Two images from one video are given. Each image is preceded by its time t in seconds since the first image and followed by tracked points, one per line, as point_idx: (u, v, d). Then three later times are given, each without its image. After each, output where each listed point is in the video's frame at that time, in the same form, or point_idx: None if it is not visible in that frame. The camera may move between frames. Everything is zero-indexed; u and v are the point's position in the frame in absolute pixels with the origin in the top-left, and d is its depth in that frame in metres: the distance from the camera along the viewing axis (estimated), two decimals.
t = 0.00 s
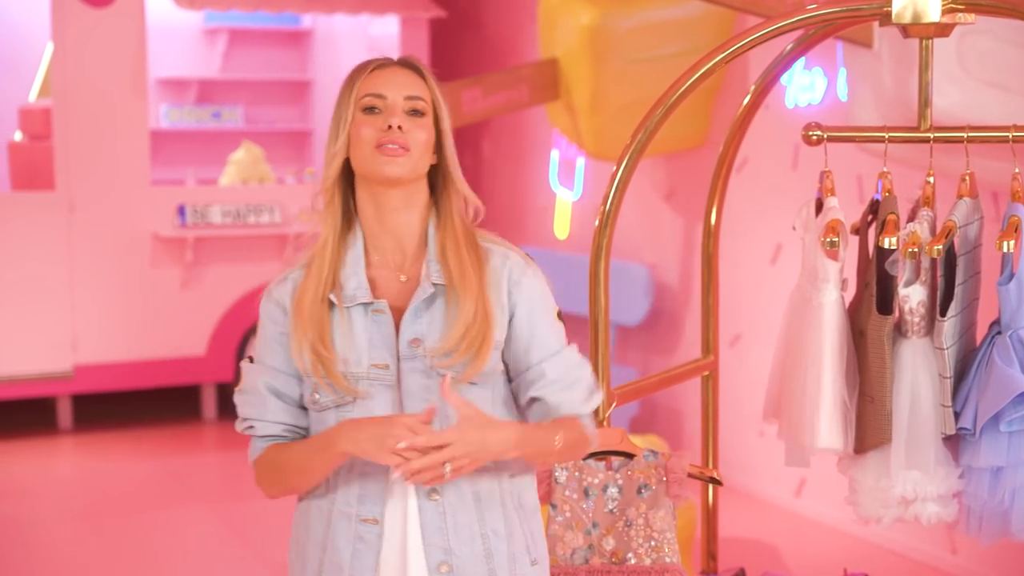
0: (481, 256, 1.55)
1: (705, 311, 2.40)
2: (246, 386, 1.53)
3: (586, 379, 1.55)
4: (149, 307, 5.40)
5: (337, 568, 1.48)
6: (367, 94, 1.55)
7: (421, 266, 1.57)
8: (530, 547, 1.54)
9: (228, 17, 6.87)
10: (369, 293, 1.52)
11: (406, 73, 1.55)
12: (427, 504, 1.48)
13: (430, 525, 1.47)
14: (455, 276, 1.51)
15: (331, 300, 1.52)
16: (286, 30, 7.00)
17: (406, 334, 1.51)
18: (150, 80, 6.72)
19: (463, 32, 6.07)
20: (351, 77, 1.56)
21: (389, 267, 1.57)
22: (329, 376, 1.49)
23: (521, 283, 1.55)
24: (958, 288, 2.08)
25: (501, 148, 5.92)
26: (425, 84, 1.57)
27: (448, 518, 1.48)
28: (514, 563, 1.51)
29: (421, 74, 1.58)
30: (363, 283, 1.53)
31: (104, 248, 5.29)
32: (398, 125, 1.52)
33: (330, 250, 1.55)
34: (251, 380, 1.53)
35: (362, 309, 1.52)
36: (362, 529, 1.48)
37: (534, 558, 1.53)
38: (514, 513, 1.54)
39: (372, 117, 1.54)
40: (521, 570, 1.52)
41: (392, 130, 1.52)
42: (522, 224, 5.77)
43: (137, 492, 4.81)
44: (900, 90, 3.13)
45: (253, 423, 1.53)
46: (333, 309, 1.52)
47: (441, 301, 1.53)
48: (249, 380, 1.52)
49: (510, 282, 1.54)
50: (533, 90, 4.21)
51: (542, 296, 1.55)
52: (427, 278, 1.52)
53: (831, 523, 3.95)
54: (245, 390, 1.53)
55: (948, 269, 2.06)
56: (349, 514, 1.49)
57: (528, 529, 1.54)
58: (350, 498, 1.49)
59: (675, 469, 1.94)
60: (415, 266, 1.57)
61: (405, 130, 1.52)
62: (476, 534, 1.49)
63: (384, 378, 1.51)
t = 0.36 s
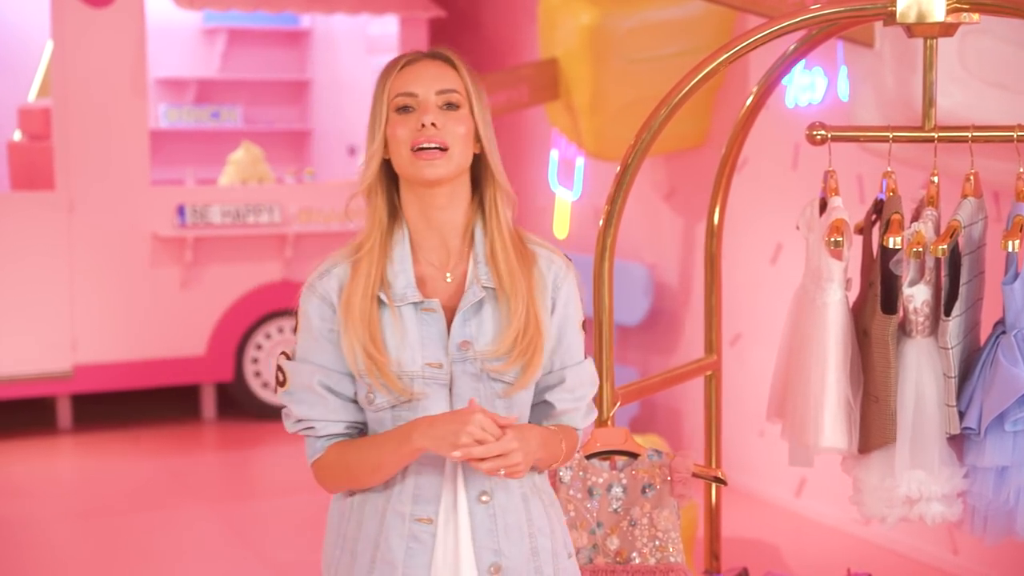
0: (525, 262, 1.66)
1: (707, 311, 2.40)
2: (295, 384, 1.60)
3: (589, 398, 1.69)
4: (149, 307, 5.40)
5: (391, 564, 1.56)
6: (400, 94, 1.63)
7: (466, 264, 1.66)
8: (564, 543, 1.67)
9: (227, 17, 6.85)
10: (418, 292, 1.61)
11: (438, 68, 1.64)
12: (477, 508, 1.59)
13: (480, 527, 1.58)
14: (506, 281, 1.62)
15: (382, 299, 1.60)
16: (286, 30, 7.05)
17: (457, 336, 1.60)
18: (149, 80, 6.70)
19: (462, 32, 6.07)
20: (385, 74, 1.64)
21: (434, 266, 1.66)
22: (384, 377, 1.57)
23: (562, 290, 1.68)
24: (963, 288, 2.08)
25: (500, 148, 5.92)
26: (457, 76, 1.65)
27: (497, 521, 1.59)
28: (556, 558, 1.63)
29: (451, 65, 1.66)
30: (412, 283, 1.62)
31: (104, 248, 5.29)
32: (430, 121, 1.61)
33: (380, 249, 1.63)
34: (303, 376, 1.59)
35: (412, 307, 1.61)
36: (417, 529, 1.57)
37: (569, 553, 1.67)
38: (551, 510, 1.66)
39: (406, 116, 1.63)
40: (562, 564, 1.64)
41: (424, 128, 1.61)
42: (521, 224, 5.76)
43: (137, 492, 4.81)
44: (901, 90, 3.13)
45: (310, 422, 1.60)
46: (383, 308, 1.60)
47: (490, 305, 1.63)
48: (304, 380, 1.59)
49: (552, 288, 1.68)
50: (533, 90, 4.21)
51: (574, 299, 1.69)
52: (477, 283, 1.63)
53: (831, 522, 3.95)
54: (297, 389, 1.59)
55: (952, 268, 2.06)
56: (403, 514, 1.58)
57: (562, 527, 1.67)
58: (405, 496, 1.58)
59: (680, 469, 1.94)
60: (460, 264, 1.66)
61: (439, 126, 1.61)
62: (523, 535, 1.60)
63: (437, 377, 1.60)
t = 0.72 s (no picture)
0: (550, 252, 1.68)
1: (712, 310, 2.40)
2: (317, 374, 1.60)
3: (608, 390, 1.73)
4: (151, 306, 5.39)
5: (414, 555, 1.58)
6: (402, 95, 1.63)
7: (490, 255, 1.67)
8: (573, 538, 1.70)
9: (229, 16, 6.85)
10: (444, 282, 1.62)
11: (434, 64, 1.64)
12: (496, 501, 1.60)
13: (498, 520, 1.60)
14: (531, 273, 1.63)
15: (408, 289, 1.61)
16: (288, 28, 7.03)
17: (483, 328, 1.61)
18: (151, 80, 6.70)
19: (464, 31, 6.07)
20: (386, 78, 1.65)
21: (459, 256, 1.67)
22: (410, 370, 1.58)
23: (582, 281, 1.70)
24: (969, 287, 2.08)
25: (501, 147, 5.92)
26: (453, 67, 1.65)
27: (515, 514, 1.60)
28: (564, 552, 1.65)
29: (444, 56, 1.66)
30: (438, 273, 1.62)
31: (106, 247, 5.29)
32: (435, 116, 1.61)
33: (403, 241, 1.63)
34: (326, 367, 1.59)
35: (438, 297, 1.62)
36: (440, 519, 1.59)
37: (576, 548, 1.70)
38: (563, 504, 1.68)
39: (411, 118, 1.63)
40: (569, 559, 1.66)
41: (431, 124, 1.61)
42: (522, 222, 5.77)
43: (140, 491, 4.80)
44: (905, 88, 3.12)
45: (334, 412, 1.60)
46: (409, 298, 1.61)
47: (515, 297, 1.65)
48: (328, 371, 1.59)
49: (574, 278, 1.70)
50: (535, 89, 4.20)
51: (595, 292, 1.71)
52: (503, 274, 1.64)
53: (833, 522, 3.94)
54: (321, 380, 1.60)
55: (958, 267, 2.06)
56: (427, 505, 1.59)
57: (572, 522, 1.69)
58: (429, 487, 1.60)
59: (685, 468, 1.92)
60: (484, 254, 1.67)
61: (445, 121, 1.61)
62: (538, 529, 1.62)
63: (463, 368, 1.61)
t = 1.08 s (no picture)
0: (530, 262, 1.73)
1: (719, 310, 2.39)
2: (299, 377, 1.65)
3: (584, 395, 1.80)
4: (154, 306, 5.39)
5: (388, 557, 1.64)
6: (401, 114, 1.66)
7: (471, 265, 1.73)
8: (548, 535, 1.75)
9: (232, 16, 6.86)
10: (426, 291, 1.67)
11: (441, 83, 1.67)
12: (474, 505, 1.66)
13: (475, 524, 1.66)
14: (512, 284, 1.69)
15: (389, 297, 1.66)
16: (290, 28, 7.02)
17: (463, 336, 1.67)
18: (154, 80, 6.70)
19: (467, 32, 6.07)
20: (388, 87, 1.67)
21: (440, 263, 1.73)
22: (391, 379, 1.63)
23: (561, 288, 1.76)
24: (977, 287, 2.06)
25: (505, 147, 5.92)
26: (457, 88, 1.68)
27: (491, 518, 1.66)
28: (539, 554, 1.72)
29: (450, 74, 1.69)
30: (419, 282, 1.67)
31: (109, 247, 5.28)
32: (437, 146, 1.65)
33: (387, 247, 1.68)
34: (308, 372, 1.65)
35: (419, 305, 1.67)
36: (415, 523, 1.64)
37: (552, 545, 1.76)
38: (538, 508, 1.74)
39: (408, 133, 1.67)
40: (543, 559, 1.73)
41: (432, 152, 1.64)
42: (526, 223, 5.77)
43: (143, 491, 4.80)
44: (910, 88, 3.12)
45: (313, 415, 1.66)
46: (391, 306, 1.66)
47: (495, 306, 1.70)
48: (309, 376, 1.65)
49: (554, 286, 1.75)
50: (539, 89, 4.19)
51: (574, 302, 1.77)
52: (484, 282, 1.69)
53: (838, 522, 3.94)
54: (302, 383, 1.66)
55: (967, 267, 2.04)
56: (403, 508, 1.65)
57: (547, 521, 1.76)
58: (406, 491, 1.65)
59: (693, 469, 1.92)
60: (465, 263, 1.73)
61: (445, 149, 1.65)
62: (514, 531, 1.68)
63: (443, 376, 1.66)
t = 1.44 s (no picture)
0: (511, 266, 1.75)
1: (729, 310, 2.39)
2: (281, 375, 1.69)
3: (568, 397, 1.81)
4: (159, 306, 5.39)
5: (364, 555, 1.67)
6: (394, 114, 1.69)
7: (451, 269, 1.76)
8: (530, 535, 1.79)
9: (236, 16, 6.86)
10: (406, 293, 1.70)
11: (435, 89, 1.69)
12: (452, 505, 1.70)
13: (453, 523, 1.69)
14: (492, 287, 1.72)
15: (370, 299, 1.69)
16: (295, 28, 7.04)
17: (442, 338, 1.70)
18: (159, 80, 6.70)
19: (471, 32, 6.07)
20: (381, 88, 1.69)
21: (421, 265, 1.75)
22: (370, 379, 1.66)
23: (542, 293, 1.78)
24: (989, 288, 2.06)
25: (509, 148, 5.92)
26: (451, 94, 1.70)
27: (470, 518, 1.70)
28: (520, 552, 1.75)
29: (447, 81, 1.71)
30: (400, 283, 1.70)
31: (114, 246, 5.28)
32: (427, 151, 1.68)
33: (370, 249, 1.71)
34: (289, 371, 1.68)
35: (399, 306, 1.70)
36: (392, 522, 1.68)
37: (534, 544, 1.79)
38: (519, 506, 1.78)
39: (400, 136, 1.70)
40: (524, 558, 1.77)
41: (421, 156, 1.67)
42: (530, 223, 5.77)
43: (148, 491, 4.80)
44: (918, 88, 3.11)
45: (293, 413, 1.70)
46: (371, 307, 1.69)
47: (474, 308, 1.73)
48: (290, 375, 1.68)
49: (535, 290, 1.77)
50: (545, 89, 4.18)
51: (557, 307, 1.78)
52: (464, 285, 1.72)
53: (844, 522, 3.93)
54: (283, 382, 1.69)
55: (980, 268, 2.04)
56: (380, 507, 1.69)
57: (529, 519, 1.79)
58: (383, 491, 1.69)
59: (705, 470, 1.92)
60: (446, 267, 1.76)
61: (435, 155, 1.68)
62: (492, 531, 1.72)
63: (421, 377, 1.69)
